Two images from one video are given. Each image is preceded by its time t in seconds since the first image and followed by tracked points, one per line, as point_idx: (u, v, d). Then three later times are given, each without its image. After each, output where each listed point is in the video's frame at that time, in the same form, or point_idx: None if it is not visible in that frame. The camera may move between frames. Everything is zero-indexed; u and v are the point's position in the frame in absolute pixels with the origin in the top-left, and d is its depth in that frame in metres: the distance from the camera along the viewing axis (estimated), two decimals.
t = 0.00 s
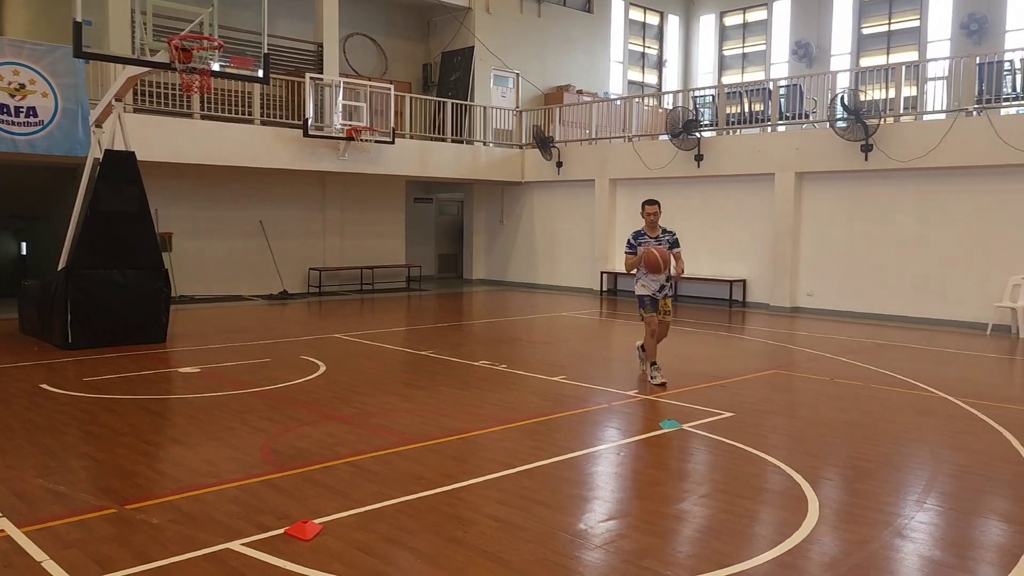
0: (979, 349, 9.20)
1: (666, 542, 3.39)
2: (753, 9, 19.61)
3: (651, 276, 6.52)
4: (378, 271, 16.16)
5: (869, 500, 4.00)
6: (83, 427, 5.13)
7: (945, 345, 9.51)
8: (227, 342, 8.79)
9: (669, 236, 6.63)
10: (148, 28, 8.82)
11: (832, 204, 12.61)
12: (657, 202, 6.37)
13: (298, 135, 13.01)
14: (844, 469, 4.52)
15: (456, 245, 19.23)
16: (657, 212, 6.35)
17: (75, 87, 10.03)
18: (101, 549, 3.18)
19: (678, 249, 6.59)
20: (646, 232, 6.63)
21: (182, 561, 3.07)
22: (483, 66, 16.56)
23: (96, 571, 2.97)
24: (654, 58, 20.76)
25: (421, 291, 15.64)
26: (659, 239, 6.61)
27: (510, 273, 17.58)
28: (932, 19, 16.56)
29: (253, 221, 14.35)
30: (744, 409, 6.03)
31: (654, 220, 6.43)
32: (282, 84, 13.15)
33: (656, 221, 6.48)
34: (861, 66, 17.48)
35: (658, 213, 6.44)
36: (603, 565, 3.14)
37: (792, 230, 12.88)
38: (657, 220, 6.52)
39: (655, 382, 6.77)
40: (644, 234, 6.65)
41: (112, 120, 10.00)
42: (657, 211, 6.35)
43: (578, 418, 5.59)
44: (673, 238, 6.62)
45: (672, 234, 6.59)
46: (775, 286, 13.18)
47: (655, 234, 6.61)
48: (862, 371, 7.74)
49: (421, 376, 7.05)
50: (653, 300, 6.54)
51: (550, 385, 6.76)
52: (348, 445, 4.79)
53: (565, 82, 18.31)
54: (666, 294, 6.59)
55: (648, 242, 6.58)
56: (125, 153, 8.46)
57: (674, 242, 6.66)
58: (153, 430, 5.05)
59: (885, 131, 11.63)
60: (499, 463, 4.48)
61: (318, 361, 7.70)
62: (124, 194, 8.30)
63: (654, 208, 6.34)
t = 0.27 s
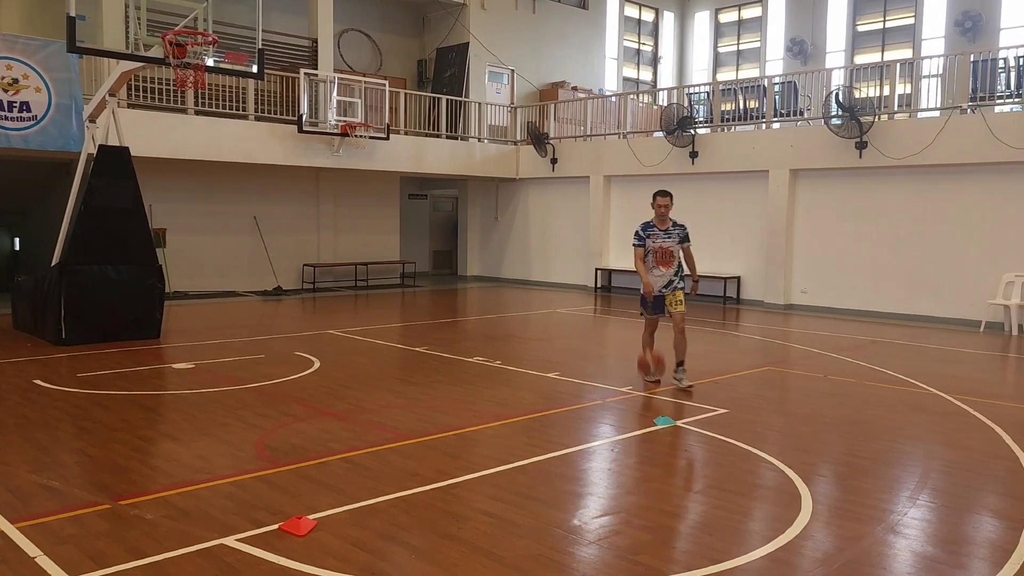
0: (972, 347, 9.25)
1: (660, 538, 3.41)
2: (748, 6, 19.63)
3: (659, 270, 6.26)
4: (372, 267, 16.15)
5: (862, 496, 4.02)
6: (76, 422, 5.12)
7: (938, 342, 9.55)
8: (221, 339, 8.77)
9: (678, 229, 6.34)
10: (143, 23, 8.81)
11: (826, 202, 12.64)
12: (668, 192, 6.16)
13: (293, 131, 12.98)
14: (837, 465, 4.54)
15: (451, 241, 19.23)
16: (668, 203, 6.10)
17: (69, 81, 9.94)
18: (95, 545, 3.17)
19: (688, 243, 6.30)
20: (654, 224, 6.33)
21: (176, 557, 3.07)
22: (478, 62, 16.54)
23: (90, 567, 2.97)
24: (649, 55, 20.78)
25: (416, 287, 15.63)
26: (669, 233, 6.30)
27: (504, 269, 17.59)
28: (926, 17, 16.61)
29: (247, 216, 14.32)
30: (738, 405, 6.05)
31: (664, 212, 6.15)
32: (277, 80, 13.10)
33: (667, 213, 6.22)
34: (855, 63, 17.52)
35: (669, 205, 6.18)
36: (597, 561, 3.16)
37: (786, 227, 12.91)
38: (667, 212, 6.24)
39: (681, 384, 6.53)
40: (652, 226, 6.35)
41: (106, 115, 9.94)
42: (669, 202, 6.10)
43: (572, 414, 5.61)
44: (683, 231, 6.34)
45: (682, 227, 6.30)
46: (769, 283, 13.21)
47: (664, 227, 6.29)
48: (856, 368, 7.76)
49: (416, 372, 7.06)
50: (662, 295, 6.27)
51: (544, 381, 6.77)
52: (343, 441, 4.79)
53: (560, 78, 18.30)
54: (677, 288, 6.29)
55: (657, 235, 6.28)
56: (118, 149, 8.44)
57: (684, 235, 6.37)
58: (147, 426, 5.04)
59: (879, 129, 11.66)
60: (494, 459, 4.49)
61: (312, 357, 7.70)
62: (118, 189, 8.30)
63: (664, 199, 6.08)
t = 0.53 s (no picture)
0: (965, 343, 9.28)
1: (654, 534, 3.41)
2: (742, 3, 19.63)
3: (671, 276, 5.93)
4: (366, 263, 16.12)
5: (855, 492, 4.04)
6: (69, 418, 5.10)
7: (930, 339, 9.58)
8: (215, 335, 8.75)
9: (695, 233, 5.96)
10: (135, 17, 8.76)
11: (820, 199, 12.66)
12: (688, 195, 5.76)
13: (287, 126, 12.94)
14: (830, 461, 4.56)
15: (445, 238, 19.21)
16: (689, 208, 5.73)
17: (61, 76, 9.93)
18: (88, 541, 3.17)
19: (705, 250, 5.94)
20: (669, 226, 5.94)
21: (170, 553, 3.07)
22: (472, 58, 16.50)
23: (82, 563, 2.96)
24: (644, 51, 20.76)
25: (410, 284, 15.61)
26: (684, 237, 5.92)
27: (499, 266, 17.58)
28: (920, 14, 16.63)
29: (241, 212, 14.28)
30: (732, 401, 6.06)
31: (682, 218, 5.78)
32: (272, 75, 13.13)
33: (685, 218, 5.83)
34: (849, 60, 17.54)
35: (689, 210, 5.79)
36: (591, 557, 3.16)
37: (780, 224, 12.93)
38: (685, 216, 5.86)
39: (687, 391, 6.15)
40: (667, 228, 5.96)
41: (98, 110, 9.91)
42: (689, 206, 5.73)
43: (567, 410, 5.61)
44: (700, 236, 5.97)
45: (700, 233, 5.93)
46: (763, 280, 13.23)
47: (680, 231, 5.90)
48: (849, 364, 7.78)
49: (410, 368, 7.05)
50: (673, 302, 5.97)
51: (539, 377, 6.77)
52: (337, 438, 4.78)
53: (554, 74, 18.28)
54: (690, 296, 5.98)
55: (671, 239, 5.91)
56: (111, 144, 8.40)
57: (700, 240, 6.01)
58: (141, 422, 5.03)
59: (873, 126, 11.68)
60: (488, 455, 4.49)
61: (306, 353, 7.69)
62: (111, 184, 8.28)
63: (684, 202, 5.71)
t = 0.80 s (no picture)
0: (957, 340, 9.32)
1: (646, 530, 3.42)
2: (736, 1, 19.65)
3: (675, 269, 5.60)
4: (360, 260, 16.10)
5: (847, 489, 4.05)
6: (61, 415, 5.08)
7: (922, 336, 9.63)
8: (208, 331, 8.73)
9: (701, 222, 5.59)
10: (127, 13, 8.81)
11: (813, 196, 12.70)
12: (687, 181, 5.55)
13: (280, 122, 12.90)
14: (822, 458, 4.58)
15: (438, 234, 19.19)
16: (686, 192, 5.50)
17: (52, 71, 9.86)
18: (79, 537, 3.16)
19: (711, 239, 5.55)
20: (673, 217, 5.67)
21: (162, 549, 3.06)
22: (466, 54, 16.48)
23: (74, 560, 2.95)
24: (638, 48, 20.78)
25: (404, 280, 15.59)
26: (688, 227, 5.60)
27: (492, 263, 17.58)
28: (913, 13, 16.68)
29: (234, 209, 14.24)
30: (725, 398, 6.08)
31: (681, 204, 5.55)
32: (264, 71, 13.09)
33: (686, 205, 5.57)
34: (842, 58, 17.59)
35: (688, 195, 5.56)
36: (584, 553, 3.17)
37: (773, 222, 12.96)
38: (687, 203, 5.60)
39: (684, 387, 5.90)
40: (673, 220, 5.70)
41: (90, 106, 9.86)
42: (686, 192, 5.52)
43: (560, 407, 5.62)
44: (706, 225, 5.59)
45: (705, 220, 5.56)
46: (756, 277, 13.26)
47: (683, 220, 5.60)
48: (841, 361, 7.81)
49: (403, 365, 7.04)
50: (677, 297, 5.59)
51: (532, 374, 6.77)
52: (330, 434, 4.78)
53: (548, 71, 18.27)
54: (695, 292, 5.61)
55: (673, 229, 5.62)
56: (103, 139, 8.36)
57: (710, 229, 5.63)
58: (133, 418, 5.01)
59: (866, 123, 11.71)
60: (481, 452, 4.49)
61: (299, 349, 7.67)
62: (102, 180, 8.22)
63: (680, 187, 5.51)
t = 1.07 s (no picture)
0: (949, 338, 9.37)
1: (639, 527, 3.43)
2: None
3: (675, 274, 5.35)
4: (353, 257, 16.08)
5: (839, 485, 4.07)
6: (52, 413, 5.06)
7: (914, 333, 9.68)
8: (200, 329, 8.70)
9: (700, 223, 5.34)
10: (119, 8, 8.62)
11: (805, 194, 12.73)
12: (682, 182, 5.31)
13: (272, 120, 12.86)
14: (815, 455, 4.59)
15: (432, 232, 19.18)
16: (680, 192, 5.25)
17: (44, 68, 9.79)
18: (71, 536, 3.15)
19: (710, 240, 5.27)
20: (672, 220, 5.42)
21: (154, 547, 3.06)
22: (459, 52, 16.45)
23: (66, 558, 2.94)
24: (631, 46, 20.79)
25: (397, 278, 15.58)
26: (686, 229, 5.35)
27: (485, 260, 17.58)
28: (905, 12, 16.74)
29: (226, 206, 14.20)
30: (717, 395, 6.09)
31: (677, 206, 5.31)
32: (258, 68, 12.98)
33: (683, 206, 5.33)
34: (835, 57, 17.63)
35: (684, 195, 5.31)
36: (578, 551, 3.17)
37: (766, 219, 12.99)
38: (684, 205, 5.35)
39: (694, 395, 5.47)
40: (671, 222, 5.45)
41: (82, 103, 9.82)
42: (679, 191, 5.25)
43: (553, 405, 5.62)
44: (705, 226, 5.32)
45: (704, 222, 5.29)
46: (749, 275, 13.29)
47: (680, 222, 5.36)
48: (833, 359, 7.84)
49: (397, 362, 7.04)
50: (678, 303, 5.31)
51: (525, 372, 6.78)
52: (323, 432, 4.77)
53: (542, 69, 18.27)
54: (699, 298, 5.31)
55: (671, 232, 5.38)
56: (94, 137, 8.33)
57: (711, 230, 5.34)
58: (125, 417, 5.00)
59: (858, 121, 11.74)
60: (474, 449, 4.50)
61: (292, 347, 7.66)
62: (93, 177, 8.18)
63: (672, 187, 5.25)
